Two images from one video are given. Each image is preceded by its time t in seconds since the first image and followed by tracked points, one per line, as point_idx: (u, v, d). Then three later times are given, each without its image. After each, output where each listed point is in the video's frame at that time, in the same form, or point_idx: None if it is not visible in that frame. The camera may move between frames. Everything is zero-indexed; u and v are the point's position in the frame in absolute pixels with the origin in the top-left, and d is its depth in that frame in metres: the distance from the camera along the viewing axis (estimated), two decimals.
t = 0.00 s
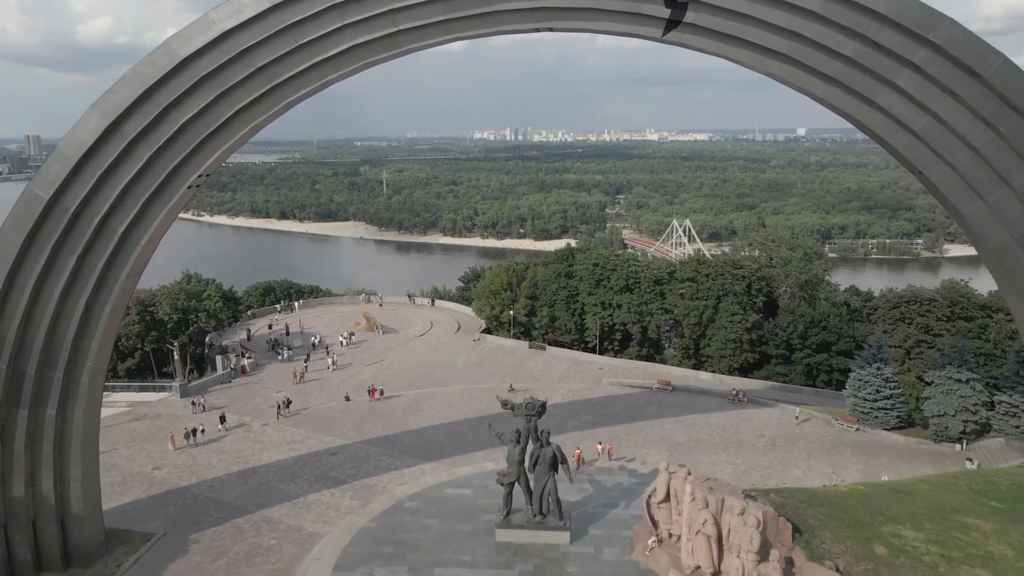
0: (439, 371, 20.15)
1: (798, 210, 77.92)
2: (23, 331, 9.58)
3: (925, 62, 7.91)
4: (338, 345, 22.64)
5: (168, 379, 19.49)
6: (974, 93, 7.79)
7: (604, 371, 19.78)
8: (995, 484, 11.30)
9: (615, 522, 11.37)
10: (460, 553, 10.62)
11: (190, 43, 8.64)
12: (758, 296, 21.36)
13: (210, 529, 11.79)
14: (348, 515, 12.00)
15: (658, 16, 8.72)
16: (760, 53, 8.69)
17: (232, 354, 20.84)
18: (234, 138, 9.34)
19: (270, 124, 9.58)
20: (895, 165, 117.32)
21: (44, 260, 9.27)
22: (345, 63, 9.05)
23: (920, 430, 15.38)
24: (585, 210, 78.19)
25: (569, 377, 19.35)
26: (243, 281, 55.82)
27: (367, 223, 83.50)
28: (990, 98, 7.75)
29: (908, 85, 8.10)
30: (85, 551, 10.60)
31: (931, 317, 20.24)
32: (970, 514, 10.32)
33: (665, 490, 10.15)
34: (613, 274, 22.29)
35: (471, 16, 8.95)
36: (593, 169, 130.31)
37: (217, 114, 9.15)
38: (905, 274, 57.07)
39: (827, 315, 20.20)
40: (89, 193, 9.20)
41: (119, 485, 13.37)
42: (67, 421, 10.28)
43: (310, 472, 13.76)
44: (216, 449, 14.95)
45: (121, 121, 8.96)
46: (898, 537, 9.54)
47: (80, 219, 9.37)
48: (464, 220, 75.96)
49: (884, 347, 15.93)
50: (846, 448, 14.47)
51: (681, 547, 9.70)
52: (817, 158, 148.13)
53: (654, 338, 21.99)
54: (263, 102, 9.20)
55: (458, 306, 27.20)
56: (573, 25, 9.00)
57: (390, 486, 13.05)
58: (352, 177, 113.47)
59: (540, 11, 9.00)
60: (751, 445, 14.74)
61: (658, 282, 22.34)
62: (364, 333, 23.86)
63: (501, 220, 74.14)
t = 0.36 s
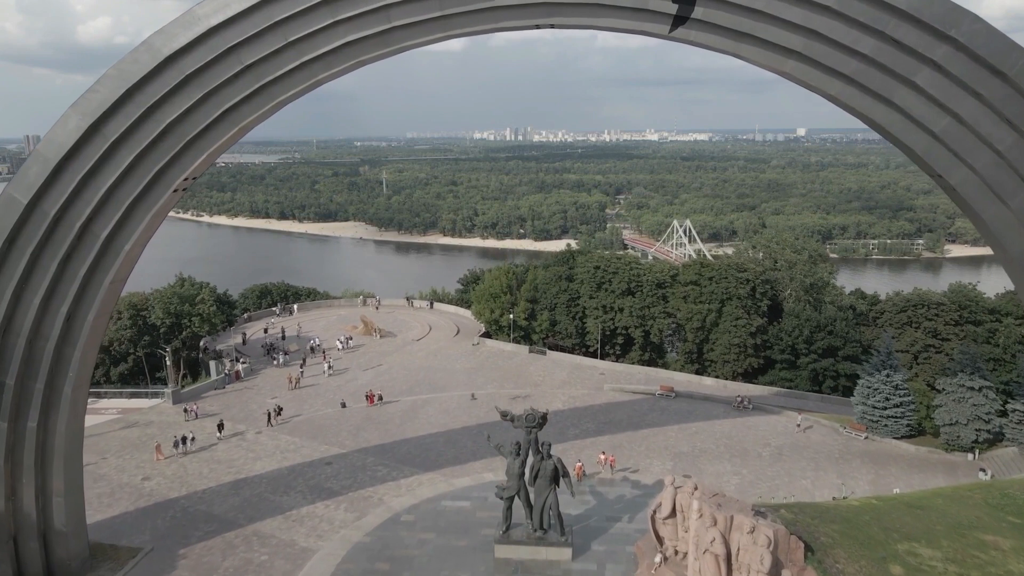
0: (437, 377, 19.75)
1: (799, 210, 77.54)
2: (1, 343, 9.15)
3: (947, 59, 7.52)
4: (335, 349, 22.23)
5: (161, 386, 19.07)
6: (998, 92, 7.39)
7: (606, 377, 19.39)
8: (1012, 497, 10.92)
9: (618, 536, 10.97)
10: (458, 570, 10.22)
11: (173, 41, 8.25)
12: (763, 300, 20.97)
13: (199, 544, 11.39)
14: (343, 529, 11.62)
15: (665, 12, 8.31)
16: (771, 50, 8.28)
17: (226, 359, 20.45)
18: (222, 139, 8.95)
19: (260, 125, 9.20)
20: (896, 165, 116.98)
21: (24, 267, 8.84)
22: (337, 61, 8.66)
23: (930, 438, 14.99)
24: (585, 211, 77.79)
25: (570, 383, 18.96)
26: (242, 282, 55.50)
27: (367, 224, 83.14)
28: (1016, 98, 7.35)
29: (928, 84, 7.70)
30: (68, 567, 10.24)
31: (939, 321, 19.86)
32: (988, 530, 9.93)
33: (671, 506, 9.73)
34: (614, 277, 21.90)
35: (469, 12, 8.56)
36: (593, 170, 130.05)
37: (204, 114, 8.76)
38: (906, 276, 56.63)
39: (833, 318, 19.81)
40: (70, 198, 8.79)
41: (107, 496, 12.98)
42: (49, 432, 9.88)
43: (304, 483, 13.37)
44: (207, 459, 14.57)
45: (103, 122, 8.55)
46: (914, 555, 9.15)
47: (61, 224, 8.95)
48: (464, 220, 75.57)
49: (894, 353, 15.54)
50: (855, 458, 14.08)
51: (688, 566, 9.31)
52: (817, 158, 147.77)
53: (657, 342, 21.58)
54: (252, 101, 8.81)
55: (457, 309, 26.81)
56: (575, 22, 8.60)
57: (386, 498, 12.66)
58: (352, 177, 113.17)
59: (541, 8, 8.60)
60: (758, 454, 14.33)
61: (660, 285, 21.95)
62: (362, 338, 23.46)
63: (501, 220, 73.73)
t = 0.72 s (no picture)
0: (435, 382, 19.38)
1: (799, 211, 77.18)
2: None
3: (968, 56, 7.12)
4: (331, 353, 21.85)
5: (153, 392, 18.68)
6: None
7: (608, 382, 19.02)
8: None
9: (621, 551, 10.59)
10: None
11: (156, 37, 7.87)
12: (767, 303, 20.59)
13: (188, 559, 11.00)
14: (337, 544, 11.23)
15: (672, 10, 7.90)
16: (782, 47, 7.84)
17: (220, 363, 20.07)
18: (208, 140, 8.56)
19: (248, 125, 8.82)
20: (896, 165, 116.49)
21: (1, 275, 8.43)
22: (328, 59, 8.27)
23: (941, 447, 14.61)
24: (585, 211, 77.41)
25: (571, 389, 18.56)
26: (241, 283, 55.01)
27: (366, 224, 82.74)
28: None
29: (947, 83, 7.31)
30: None
31: (948, 325, 19.44)
32: (1006, 547, 9.56)
33: (677, 522, 9.28)
34: (616, 280, 21.51)
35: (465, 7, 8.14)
36: (593, 170, 129.63)
37: (188, 116, 8.39)
38: (908, 277, 56.28)
39: (839, 323, 19.43)
40: (50, 201, 8.39)
41: (95, 508, 12.59)
42: (30, 445, 9.49)
43: (298, 494, 12.99)
44: (199, 468, 14.18)
45: (83, 123, 8.17)
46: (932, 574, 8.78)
47: (40, 228, 8.55)
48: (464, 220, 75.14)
49: (903, 359, 15.12)
50: (864, 468, 13.70)
51: None
52: (817, 158, 147.23)
53: (659, 347, 21.17)
54: (239, 101, 8.43)
55: (455, 312, 26.44)
56: (576, 18, 8.18)
57: (381, 511, 12.26)
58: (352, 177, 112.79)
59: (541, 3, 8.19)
60: (764, 464, 13.95)
61: (663, 288, 21.55)
62: (359, 341, 23.08)
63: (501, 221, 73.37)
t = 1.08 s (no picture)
0: (433, 388, 18.97)
1: (800, 211, 76.85)
2: None
3: (994, 53, 6.53)
4: (327, 358, 21.46)
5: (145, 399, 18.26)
6: None
7: (609, 389, 18.61)
8: None
9: (625, 569, 10.17)
10: None
11: (134, 33, 7.40)
12: (772, 308, 20.18)
13: None
14: (329, 560, 10.83)
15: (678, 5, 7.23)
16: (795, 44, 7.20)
17: (214, 369, 19.65)
18: (191, 142, 8.10)
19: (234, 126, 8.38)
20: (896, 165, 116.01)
21: None
22: (318, 57, 7.85)
23: (953, 457, 14.19)
24: (586, 211, 77.04)
25: (572, 396, 18.15)
26: (240, 283, 54.48)
27: (366, 224, 82.37)
28: None
29: (971, 82, 6.72)
30: None
31: (956, 330, 19.02)
32: None
33: (683, 541, 8.81)
34: (618, 284, 21.11)
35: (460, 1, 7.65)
36: (593, 170, 129.20)
37: (170, 117, 7.91)
38: (909, 277, 55.97)
39: (845, 327, 19.03)
40: (23, 208, 7.83)
41: (80, 522, 12.17)
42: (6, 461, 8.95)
43: (291, 507, 12.58)
44: (188, 479, 13.76)
45: (58, 125, 7.65)
46: None
47: (14, 237, 7.98)
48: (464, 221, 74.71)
49: (914, 367, 14.68)
50: (875, 480, 13.29)
51: None
52: (816, 158, 146.87)
53: (661, 352, 20.73)
54: (223, 101, 7.99)
55: (454, 315, 26.05)
56: (578, 13, 7.52)
57: (376, 525, 11.86)
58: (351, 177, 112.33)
59: None
60: (771, 476, 13.53)
61: (665, 292, 21.15)
62: (356, 346, 22.68)
63: (501, 221, 73.03)
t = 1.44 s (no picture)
0: (431, 395, 18.57)
1: (801, 211, 76.36)
2: None
3: None
4: (323, 363, 21.04)
5: (136, 406, 17.85)
6: None
7: (612, 395, 18.19)
8: None
9: None
10: None
11: (111, 28, 6.83)
12: (777, 312, 19.77)
13: None
14: None
15: None
16: (809, 39, 6.59)
17: (207, 375, 19.23)
18: (174, 143, 7.56)
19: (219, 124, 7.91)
20: (897, 166, 115.60)
21: None
22: (305, 54, 7.39)
23: (966, 468, 13.77)
24: (586, 211, 76.55)
25: (573, 403, 17.73)
26: (238, 284, 53.92)
27: (365, 225, 81.94)
28: None
29: (997, 80, 6.03)
30: None
31: (965, 335, 18.67)
32: None
33: (690, 562, 8.47)
34: (619, 288, 20.71)
35: None
36: (594, 170, 128.71)
37: (151, 117, 7.36)
38: (910, 278, 55.50)
39: (852, 332, 18.63)
40: None
41: (65, 536, 11.77)
42: None
43: (283, 520, 12.17)
44: (177, 490, 13.35)
45: (31, 125, 6.98)
46: None
47: None
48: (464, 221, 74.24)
49: (925, 375, 14.26)
50: (886, 491, 12.87)
51: None
52: (817, 158, 146.42)
53: (663, 357, 20.31)
54: (207, 101, 7.47)
55: (452, 318, 25.66)
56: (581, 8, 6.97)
57: (371, 540, 11.45)
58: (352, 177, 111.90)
59: None
60: (779, 487, 13.11)
61: (668, 296, 20.73)
62: (353, 351, 22.28)
63: (500, 222, 72.61)
